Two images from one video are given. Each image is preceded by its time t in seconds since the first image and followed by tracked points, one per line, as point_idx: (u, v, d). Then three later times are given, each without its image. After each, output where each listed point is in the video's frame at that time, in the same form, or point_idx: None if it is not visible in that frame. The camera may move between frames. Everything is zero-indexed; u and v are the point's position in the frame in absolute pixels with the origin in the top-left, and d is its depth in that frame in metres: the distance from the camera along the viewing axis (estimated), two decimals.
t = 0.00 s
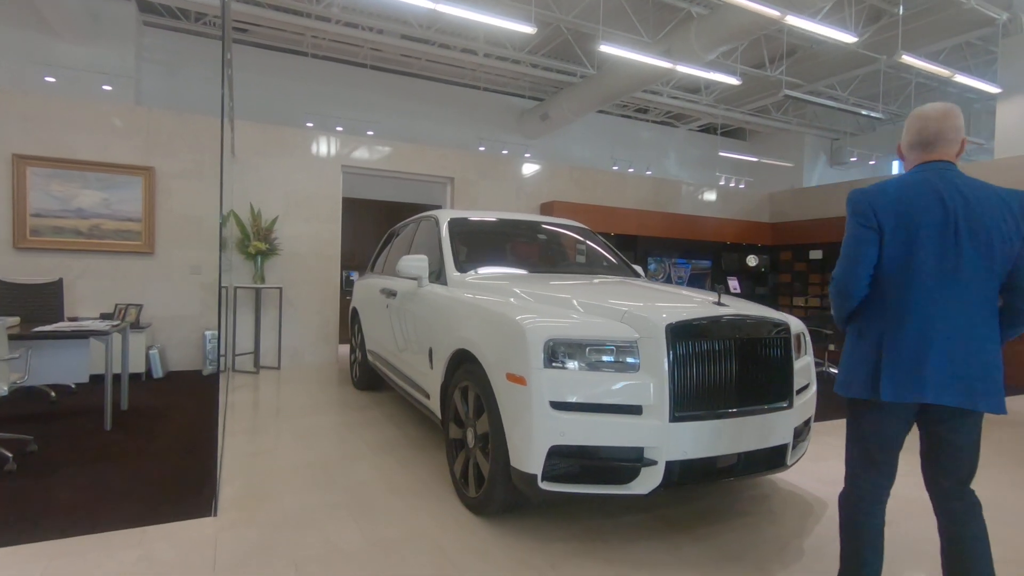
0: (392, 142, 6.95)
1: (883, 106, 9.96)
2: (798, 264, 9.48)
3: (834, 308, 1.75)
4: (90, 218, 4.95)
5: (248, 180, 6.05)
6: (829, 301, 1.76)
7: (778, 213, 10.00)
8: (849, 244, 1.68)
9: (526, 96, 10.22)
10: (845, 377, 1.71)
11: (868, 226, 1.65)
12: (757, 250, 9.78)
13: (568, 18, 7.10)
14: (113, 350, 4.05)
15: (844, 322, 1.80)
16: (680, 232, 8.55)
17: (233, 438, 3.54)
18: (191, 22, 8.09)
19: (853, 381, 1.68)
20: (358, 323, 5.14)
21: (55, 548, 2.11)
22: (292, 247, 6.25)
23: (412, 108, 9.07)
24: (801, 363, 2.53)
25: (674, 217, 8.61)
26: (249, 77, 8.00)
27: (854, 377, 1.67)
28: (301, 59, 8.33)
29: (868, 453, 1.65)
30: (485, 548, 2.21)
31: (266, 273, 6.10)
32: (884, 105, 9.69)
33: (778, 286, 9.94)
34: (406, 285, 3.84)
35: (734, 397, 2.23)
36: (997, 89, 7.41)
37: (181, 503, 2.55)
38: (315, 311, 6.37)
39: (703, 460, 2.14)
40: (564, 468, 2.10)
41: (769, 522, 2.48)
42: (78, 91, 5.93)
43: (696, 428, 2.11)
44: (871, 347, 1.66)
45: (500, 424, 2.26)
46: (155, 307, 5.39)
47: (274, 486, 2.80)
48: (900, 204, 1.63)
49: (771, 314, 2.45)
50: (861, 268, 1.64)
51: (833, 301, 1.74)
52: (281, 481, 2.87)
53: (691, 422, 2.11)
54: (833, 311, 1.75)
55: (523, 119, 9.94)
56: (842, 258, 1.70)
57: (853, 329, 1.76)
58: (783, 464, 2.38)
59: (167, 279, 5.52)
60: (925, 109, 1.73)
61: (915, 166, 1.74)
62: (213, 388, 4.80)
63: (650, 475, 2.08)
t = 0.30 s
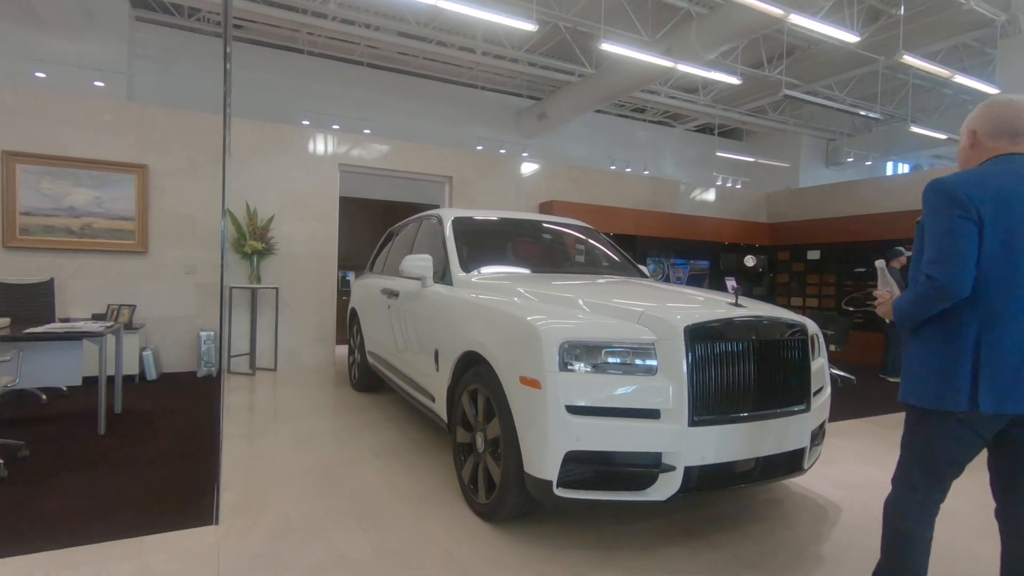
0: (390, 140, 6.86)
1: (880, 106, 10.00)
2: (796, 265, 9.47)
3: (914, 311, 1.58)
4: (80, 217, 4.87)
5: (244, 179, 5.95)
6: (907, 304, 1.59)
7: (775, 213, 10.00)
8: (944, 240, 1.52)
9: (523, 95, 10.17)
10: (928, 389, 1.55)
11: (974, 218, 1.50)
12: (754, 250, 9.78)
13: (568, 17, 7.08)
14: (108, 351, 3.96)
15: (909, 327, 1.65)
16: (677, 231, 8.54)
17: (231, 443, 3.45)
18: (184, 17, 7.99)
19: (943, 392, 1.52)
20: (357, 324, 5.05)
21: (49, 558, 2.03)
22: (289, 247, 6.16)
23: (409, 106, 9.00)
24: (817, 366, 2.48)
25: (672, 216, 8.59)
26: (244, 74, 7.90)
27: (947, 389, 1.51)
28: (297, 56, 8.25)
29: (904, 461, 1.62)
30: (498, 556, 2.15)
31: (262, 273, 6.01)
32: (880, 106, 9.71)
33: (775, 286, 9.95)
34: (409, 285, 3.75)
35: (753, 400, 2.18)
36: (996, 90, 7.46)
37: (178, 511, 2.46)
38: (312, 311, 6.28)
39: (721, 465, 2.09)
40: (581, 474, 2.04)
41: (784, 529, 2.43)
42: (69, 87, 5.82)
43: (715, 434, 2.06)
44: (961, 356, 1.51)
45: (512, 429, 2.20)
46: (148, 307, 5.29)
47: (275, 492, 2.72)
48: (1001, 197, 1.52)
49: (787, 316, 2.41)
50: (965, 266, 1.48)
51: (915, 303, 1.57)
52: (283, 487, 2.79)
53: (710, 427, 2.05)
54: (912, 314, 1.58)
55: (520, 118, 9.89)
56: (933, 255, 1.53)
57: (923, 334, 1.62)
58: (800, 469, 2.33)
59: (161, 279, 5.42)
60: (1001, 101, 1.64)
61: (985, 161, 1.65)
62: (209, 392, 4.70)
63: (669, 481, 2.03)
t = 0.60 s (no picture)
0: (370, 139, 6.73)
1: (851, 113, 10.26)
2: (772, 267, 9.64)
3: (948, 319, 1.56)
4: (43, 215, 4.71)
5: (220, 178, 5.77)
6: (941, 310, 1.56)
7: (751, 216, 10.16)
8: (996, 251, 1.49)
9: (504, 96, 10.13)
10: (967, 399, 1.54)
11: None
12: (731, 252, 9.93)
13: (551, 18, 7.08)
14: (77, 357, 3.77)
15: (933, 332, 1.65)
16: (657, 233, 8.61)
17: (210, 453, 3.32)
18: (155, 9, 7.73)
19: (972, 405, 1.53)
20: (338, 328, 4.93)
21: None
22: (266, 248, 5.99)
23: (388, 105, 8.88)
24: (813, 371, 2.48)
25: (652, 218, 8.65)
26: (218, 69, 7.68)
27: (993, 403, 1.50)
28: (273, 52, 8.05)
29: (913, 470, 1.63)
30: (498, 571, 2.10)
31: (239, 275, 5.83)
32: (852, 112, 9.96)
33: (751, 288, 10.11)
34: (397, 289, 3.64)
35: (754, 407, 2.18)
36: (963, 99, 7.72)
37: (160, 529, 2.35)
38: (290, 314, 6.12)
39: (723, 474, 2.08)
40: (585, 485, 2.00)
41: (782, 535, 2.44)
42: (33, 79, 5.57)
43: (718, 442, 2.05)
44: (1003, 367, 1.53)
45: (511, 439, 2.15)
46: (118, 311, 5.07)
47: (263, 506, 2.62)
48: None
49: (784, 322, 2.41)
50: (1018, 280, 1.45)
51: (951, 311, 1.54)
52: (270, 501, 2.69)
53: (713, 435, 2.04)
54: (945, 321, 1.56)
55: (501, 119, 9.84)
56: (983, 266, 1.50)
57: (949, 342, 1.62)
58: (798, 475, 2.33)
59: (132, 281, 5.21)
60: None
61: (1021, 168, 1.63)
62: (184, 399, 4.54)
63: (672, 491, 2.00)
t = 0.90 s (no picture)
0: (346, 138, 6.60)
1: (821, 118, 10.52)
2: (746, 268, 9.80)
3: (943, 317, 1.58)
4: None
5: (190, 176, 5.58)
6: (936, 308, 1.59)
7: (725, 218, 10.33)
8: (995, 257, 1.52)
9: (481, 96, 10.07)
10: (961, 406, 1.57)
11: None
12: (705, 254, 10.08)
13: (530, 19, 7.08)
14: (37, 365, 3.59)
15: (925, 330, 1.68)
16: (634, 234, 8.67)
17: (183, 465, 3.19)
18: None
19: (961, 405, 1.57)
20: (315, 331, 4.81)
21: None
22: (239, 248, 5.82)
23: (364, 103, 8.75)
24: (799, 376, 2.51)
25: (629, 220, 8.71)
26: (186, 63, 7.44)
27: (985, 409, 1.53)
28: (245, 48, 7.85)
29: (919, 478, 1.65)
30: None
31: (210, 276, 5.65)
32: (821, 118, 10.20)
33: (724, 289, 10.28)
34: (378, 293, 3.57)
35: (744, 412, 2.18)
36: (928, 106, 7.98)
37: (132, 547, 2.23)
38: (264, 317, 5.96)
39: (715, 480, 2.08)
40: (578, 494, 1.98)
41: (769, 539, 2.46)
42: None
43: (710, 448, 2.04)
44: (996, 373, 1.55)
45: (503, 447, 2.12)
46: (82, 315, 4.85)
47: (242, 520, 2.52)
48: None
49: (771, 326, 2.42)
50: (1018, 285, 1.48)
51: (946, 310, 1.57)
52: (249, 513, 2.60)
53: (706, 442, 2.04)
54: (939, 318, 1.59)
55: (477, 119, 9.79)
56: (984, 269, 1.53)
57: (941, 341, 1.66)
58: (785, 479, 2.35)
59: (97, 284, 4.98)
60: None
61: (1019, 176, 1.67)
62: (154, 406, 4.36)
63: (665, 498, 1.99)
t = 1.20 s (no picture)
0: (334, 136, 6.52)
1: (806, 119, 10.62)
2: (733, 268, 9.87)
3: (947, 333, 1.56)
4: None
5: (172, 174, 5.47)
6: (938, 325, 1.56)
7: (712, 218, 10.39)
8: (986, 258, 1.51)
9: (469, 95, 10.03)
10: (955, 407, 1.57)
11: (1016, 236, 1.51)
12: (693, 253, 10.13)
13: (518, 19, 7.06)
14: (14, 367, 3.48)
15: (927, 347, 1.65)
16: (622, 233, 8.68)
17: (164, 470, 3.11)
18: None
19: (969, 417, 1.54)
20: (301, 332, 4.73)
21: None
22: (223, 248, 5.72)
23: (351, 101, 8.67)
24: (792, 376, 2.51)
25: (618, 219, 8.71)
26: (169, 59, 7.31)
27: (979, 410, 1.53)
28: (229, 44, 7.73)
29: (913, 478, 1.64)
30: None
31: (193, 276, 5.54)
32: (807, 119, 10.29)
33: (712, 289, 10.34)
34: (366, 293, 3.51)
35: (737, 413, 2.17)
36: (911, 108, 8.08)
37: (110, 556, 2.16)
38: (249, 318, 5.87)
39: (708, 481, 2.06)
40: (571, 497, 1.95)
41: (762, 539, 2.45)
42: None
43: (704, 449, 2.03)
44: (991, 374, 1.55)
45: (495, 450, 2.09)
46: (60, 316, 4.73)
47: (226, 526, 2.46)
48: None
49: (763, 326, 2.41)
50: (1011, 288, 1.47)
51: (949, 326, 1.54)
52: (233, 519, 2.53)
53: (700, 443, 2.02)
54: (944, 336, 1.56)
55: (466, 118, 9.75)
56: (980, 279, 1.51)
57: (944, 355, 1.63)
58: (778, 479, 2.34)
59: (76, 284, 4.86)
60: None
61: (1006, 175, 1.67)
62: (135, 410, 4.26)
63: (659, 500, 1.97)
